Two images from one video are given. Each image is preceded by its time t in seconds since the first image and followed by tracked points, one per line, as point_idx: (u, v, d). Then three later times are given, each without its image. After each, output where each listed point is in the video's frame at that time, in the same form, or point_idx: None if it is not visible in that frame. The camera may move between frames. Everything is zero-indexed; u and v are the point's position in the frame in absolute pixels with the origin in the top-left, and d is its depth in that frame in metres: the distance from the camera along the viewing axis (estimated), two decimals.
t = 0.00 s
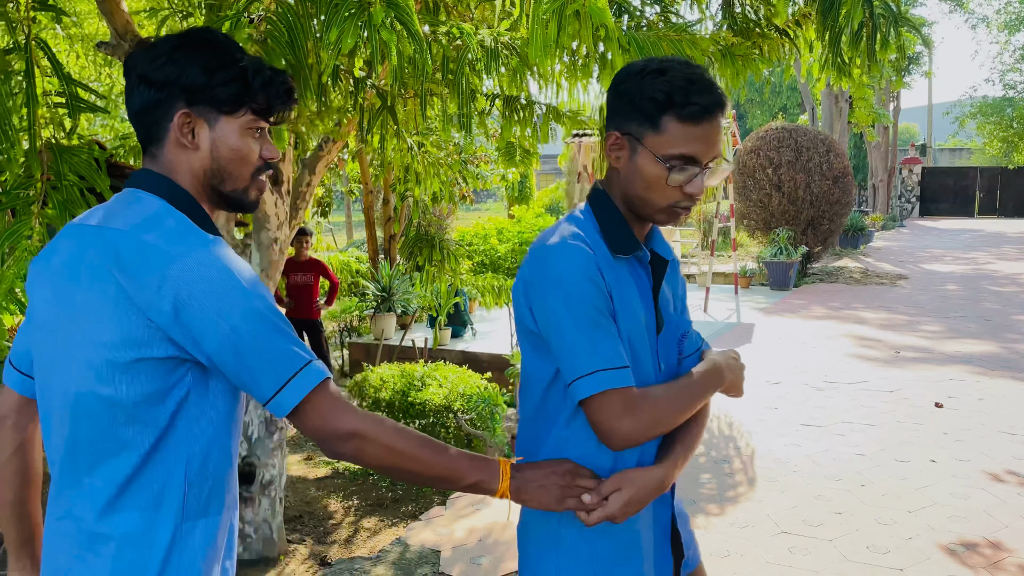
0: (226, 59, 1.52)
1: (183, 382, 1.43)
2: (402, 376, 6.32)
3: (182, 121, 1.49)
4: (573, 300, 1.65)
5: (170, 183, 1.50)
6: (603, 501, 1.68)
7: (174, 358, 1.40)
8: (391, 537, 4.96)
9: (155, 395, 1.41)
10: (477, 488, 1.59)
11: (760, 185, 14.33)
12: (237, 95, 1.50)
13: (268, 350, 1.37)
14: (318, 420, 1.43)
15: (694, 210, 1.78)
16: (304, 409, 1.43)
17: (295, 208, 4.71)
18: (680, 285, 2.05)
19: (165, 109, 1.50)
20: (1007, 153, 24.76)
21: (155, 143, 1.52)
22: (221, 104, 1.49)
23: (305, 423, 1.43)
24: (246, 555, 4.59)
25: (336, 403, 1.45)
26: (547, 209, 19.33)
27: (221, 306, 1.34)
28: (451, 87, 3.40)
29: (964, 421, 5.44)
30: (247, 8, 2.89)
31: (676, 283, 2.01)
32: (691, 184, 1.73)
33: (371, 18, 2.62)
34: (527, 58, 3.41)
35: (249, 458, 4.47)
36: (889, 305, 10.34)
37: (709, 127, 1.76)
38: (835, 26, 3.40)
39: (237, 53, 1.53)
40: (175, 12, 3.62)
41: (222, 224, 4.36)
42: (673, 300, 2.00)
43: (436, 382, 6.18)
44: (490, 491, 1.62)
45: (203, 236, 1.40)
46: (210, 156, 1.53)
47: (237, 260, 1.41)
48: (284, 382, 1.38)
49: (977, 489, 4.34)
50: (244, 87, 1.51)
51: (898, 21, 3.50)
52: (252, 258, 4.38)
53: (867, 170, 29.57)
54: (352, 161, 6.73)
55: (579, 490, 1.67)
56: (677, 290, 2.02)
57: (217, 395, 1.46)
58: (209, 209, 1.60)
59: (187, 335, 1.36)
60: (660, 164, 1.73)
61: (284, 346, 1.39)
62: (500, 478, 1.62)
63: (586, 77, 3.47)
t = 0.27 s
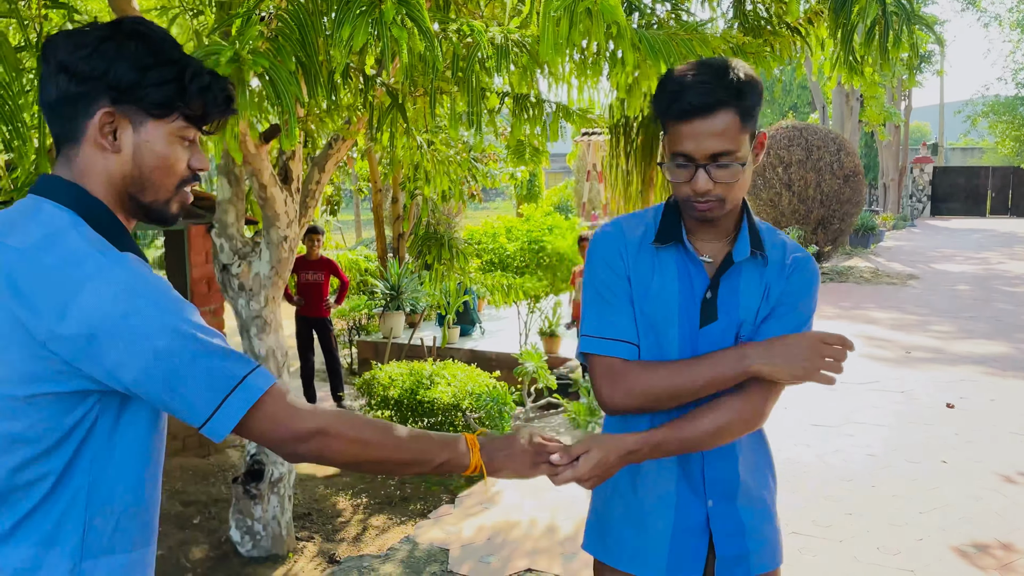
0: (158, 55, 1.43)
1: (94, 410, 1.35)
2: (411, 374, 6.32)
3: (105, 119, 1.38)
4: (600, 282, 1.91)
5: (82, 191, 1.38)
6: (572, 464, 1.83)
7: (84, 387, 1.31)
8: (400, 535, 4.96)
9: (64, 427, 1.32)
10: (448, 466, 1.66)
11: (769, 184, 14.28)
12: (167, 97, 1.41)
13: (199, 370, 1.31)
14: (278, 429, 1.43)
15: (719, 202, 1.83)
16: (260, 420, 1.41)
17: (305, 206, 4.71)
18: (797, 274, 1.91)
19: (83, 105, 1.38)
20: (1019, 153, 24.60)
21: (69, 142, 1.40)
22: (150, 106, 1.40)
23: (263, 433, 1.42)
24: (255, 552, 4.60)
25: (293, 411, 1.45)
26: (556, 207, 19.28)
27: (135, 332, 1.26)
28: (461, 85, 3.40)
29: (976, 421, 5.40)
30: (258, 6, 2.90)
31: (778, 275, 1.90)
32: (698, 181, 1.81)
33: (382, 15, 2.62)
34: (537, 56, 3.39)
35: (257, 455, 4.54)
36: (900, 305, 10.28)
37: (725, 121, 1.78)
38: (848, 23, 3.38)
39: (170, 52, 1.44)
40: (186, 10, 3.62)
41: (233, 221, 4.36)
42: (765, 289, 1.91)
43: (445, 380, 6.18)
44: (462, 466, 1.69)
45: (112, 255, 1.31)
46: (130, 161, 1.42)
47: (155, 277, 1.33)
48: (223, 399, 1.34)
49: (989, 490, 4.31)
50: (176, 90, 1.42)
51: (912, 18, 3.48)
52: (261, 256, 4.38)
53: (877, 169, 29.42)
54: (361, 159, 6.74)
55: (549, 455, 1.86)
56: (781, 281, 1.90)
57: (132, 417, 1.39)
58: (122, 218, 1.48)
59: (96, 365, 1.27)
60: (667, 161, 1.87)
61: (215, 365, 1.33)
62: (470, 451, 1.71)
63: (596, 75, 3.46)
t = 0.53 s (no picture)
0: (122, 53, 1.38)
1: (52, 409, 1.32)
2: (417, 374, 6.33)
3: (53, 111, 1.32)
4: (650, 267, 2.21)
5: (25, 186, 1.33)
6: (558, 452, 1.96)
7: (39, 389, 1.29)
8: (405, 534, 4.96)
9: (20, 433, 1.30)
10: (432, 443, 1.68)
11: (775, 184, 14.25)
12: (125, 99, 1.37)
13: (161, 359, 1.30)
14: (249, 403, 1.42)
15: (717, 177, 1.91)
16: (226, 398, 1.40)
17: (311, 205, 4.72)
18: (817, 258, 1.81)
19: (34, 92, 1.32)
20: None
21: (9, 128, 1.34)
22: (105, 104, 1.35)
23: (235, 408, 1.41)
24: (261, 550, 4.62)
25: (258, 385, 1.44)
26: (562, 207, 19.26)
27: (90, 329, 1.24)
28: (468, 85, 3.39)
29: (983, 423, 5.39)
30: (265, 5, 2.91)
31: (797, 254, 1.84)
32: (695, 158, 1.92)
33: (389, 15, 2.63)
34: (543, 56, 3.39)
35: (263, 454, 4.52)
36: (907, 307, 10.25)
37: (722, 102, 1.88)
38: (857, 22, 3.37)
39: (135, 52, 1.39)
40: (193, 10, 3.63)
41: (239, 220, 4.37)
42: (777, 273, 1.86)
43: (451, 380, 6.18)
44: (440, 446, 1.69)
45: (53, 252, 1.26)
46: (76, 158, 1.37)
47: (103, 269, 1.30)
48: (189, 385, 1.34)
49: (997, 492, 4.29)
50: (135, 91, 1.38)
51: (919, 19, 3.47)
52: (268, 255, 4.39)
53: (884, 170, 29.34)
54: (367, 159, 6.76)
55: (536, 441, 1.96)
56: (799, 260, 1.83)
57: (91, 409, 1.37)
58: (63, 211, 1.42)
59: (51, 364, 1.25)
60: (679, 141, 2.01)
61: (177, 352, 1.32)
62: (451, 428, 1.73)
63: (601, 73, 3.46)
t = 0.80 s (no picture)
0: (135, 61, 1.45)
1: (57, 403, 1.37)
2: (421, 374, 6.33)
3: (65, 114, 1.39)
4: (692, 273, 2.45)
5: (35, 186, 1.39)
6: (527, 440, 2.17)
7: (42, 381, 1.34)
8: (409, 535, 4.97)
9: (27, 427, 1.34)
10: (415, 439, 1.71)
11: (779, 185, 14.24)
12: (135, 105, 1.43)
13: (149, 355, 1.33)
14: (244, 407, 1.46)
15: (710, 171, 2.12)
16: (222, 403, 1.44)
17: (317, 207, 4.72)
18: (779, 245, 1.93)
19: (47, 96, 1.39)
20: None
21: (26, 130, 1.41)
22: (115, 108, 1.41)
23: (223, 411, 1.44)
24: (265, 551, 4.62)
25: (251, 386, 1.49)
26: (566, 207, 19.23)
27: (80, 324, 1.28)
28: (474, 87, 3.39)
29: (988, 425, 5.38)
30: (272, 6, 2.90)
31: (763, 244, 1.96)
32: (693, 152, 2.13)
33: (396, 18, 2.63)
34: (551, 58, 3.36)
35: (268, 455, 4.56)
36: (912, 308, 10.23)
37: (720, 104, 2.09)
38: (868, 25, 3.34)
39: (146, 60, 1.46)
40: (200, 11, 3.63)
41: (245, 221, 4.37)
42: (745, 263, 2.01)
43: (455, 380, 6.17)
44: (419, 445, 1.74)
45: (54, 249, 1.32)
46: (86, 160, 1.43)
47: (101, 267, 1.34)
48: (178, 382, 1.36)
49: (1002, 495, 4.29)
50: (145, 99, 1.44)
51: (927, 22, 3.46)
52: (274, 256, 4.40)
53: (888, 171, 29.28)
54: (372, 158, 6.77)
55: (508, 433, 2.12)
56: (764, 248, 1.95)
57: (96, 404, 1.41)
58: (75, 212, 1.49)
59: (47, 356, 1.30)
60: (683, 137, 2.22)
61: (167, 348, 1.35)
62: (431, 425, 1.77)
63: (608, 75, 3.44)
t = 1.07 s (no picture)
0: (189, 77, 1.47)
1: (61, 400, 1.39)
2: (424, 375, 6.32)
3: (112, 124, 1.42)
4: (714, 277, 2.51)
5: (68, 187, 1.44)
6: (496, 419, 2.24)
7: (39, 378, 1.36)
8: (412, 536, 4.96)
9: (28, 425, 1.38)
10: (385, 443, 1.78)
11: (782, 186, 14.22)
12: (184, 121, 1.44)
13: (126, 365, 1.35)
14: (226, 428, 1.51)
15: (701, 169, 2.20)
16: (198, 424, 1.47)
17: (320, 206, 4.72)
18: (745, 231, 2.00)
19: (103, 104, 1.44)
20: None
21: (80, 135, 1.45)
22: (162, 122, 1.43)
23: (194, 433, 1.47)
24: (267, 551, 4.61)
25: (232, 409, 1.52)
26: (568, 208, 19.22)
27: (61, 328, 1.31)
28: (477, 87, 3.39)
29: (992, 427, 5.37)
30: (276, 6, 2.90)
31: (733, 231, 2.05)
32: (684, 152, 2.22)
33: (400, 18, 2.63)
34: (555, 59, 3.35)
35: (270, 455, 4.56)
36: (915, 310, 10.21)
37: (705, 104, 2.18)
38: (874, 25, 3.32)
39: (200, 77, 1.48)
40: (203, 10, 3.64)
41: (248, 221, 4.37)
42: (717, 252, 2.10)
43: (458, 381, 6.15)
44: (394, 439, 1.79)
45: (55, 252, 1.35)
46: (131, 170, 1.46)
47: (96, 273, 1.36)
48: (147, 396, 1.38)
49: (1005, 497, 4.28)
50: (193, 115, 1.45)
51: (932, 23, 3.44)
52: (276, 256, 4.38)
53: (891, 172, 29.22)
54: (375, 158, 6.79)
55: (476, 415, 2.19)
56: (733, 234, 2.03)
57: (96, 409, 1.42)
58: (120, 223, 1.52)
59: (35, 356, 1.33)
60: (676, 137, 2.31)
61: (143, 361, 1.37)
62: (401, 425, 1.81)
63: (612, 74, 3.43)
